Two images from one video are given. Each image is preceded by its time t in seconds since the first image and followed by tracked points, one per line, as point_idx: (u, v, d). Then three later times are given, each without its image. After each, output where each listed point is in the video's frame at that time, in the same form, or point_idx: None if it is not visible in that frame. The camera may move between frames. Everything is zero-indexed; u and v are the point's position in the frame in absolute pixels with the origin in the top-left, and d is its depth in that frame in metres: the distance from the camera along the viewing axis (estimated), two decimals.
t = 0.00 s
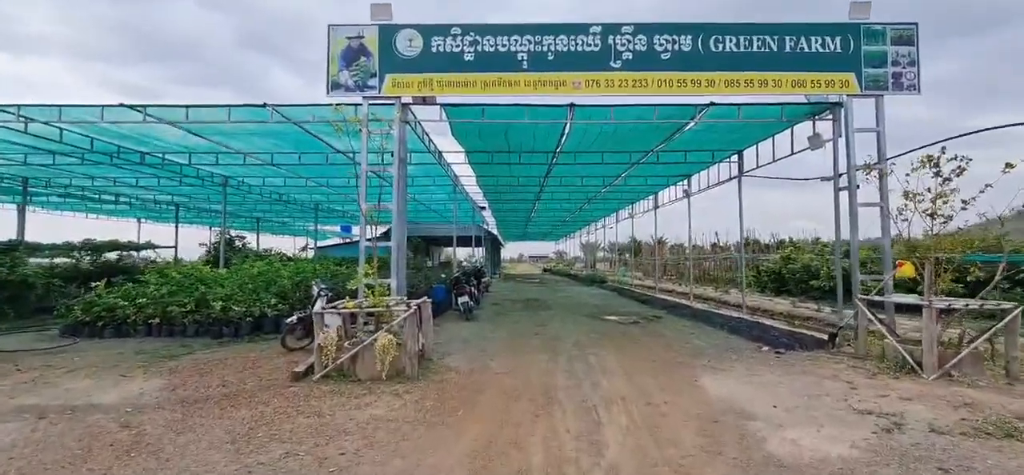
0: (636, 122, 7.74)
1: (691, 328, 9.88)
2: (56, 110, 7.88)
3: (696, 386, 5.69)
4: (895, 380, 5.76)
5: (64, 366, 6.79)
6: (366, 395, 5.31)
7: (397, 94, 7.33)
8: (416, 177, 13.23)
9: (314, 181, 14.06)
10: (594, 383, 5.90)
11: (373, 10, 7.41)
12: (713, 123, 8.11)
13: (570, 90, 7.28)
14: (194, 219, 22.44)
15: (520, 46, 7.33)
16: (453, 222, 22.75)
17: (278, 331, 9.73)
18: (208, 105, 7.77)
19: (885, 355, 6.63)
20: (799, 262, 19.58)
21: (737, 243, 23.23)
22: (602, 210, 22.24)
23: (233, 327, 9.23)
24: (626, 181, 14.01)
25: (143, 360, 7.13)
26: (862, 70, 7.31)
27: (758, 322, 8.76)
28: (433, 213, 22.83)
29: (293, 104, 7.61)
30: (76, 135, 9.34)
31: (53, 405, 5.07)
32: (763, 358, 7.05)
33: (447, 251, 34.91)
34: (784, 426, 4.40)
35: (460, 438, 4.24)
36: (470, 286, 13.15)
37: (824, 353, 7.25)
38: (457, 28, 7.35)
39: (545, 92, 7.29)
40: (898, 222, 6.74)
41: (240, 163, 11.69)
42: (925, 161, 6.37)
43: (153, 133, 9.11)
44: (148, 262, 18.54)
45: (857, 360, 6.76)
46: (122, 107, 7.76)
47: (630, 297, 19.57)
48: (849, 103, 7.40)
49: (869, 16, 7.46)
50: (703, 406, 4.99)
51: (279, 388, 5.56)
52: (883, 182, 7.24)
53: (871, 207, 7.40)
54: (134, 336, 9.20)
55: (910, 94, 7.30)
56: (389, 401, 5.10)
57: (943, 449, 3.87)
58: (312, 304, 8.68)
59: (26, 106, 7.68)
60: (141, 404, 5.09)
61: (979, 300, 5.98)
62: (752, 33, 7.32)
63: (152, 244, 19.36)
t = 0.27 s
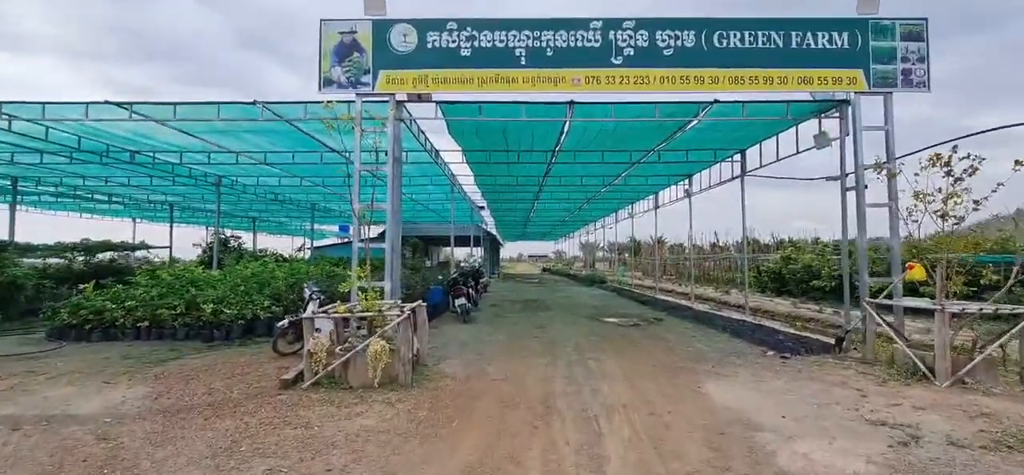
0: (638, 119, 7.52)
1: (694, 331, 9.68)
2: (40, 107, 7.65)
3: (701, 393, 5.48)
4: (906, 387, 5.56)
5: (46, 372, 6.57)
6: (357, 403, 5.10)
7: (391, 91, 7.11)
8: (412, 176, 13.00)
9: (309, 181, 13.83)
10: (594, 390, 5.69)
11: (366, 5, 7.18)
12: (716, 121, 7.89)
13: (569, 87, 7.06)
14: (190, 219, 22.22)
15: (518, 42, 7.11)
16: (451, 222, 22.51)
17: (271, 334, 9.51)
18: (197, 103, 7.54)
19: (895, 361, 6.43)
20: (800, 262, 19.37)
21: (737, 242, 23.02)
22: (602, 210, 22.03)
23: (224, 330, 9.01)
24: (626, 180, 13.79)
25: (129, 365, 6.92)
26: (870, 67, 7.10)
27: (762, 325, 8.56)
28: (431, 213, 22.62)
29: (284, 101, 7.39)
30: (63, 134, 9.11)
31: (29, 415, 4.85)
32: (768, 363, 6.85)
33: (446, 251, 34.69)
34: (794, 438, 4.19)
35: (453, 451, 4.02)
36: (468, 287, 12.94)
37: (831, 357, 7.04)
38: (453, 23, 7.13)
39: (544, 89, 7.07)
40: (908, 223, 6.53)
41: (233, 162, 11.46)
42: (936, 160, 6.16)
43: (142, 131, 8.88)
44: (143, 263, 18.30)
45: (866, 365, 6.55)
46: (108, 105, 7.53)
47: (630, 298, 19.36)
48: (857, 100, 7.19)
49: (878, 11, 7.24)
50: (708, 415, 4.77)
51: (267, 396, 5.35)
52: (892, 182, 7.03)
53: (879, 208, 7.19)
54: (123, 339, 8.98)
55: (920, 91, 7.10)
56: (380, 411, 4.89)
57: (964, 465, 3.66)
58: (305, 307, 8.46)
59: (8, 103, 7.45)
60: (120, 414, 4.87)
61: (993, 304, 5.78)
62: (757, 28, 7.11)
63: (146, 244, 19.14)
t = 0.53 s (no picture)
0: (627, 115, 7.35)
1: (681, 331, 9.57)
2: None
3: (691, 395, 5.32)
4: (898, 388, 5.47)
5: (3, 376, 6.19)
6: (334, 409, 4.85)
7: (372, 83, 6.85)
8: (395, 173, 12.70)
9: (289, 177, 13.46)
10: (583, 392, 5.51)
11: None
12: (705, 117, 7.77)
13: (557, 81, 6.86)
14: (166, 217, 21.60)
15: (505, 34, 6.89)
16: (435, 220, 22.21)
17: (247, 335, 9.17)
18: (167, 93, 7.19)
19: (885, 361, 6.36)
20: (784, 261, 19.47)
21: (722, 242, 23.09)
22: (589, 209, 21.92)
23: (198, 332, 8.67)
24: (613, 178, 13.66)
25: (94, 369, 6.56)
26: (860, 63, 7.02)
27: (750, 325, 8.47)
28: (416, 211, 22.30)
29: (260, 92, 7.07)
30: (26, 125, 8.67)
31: None
32: (758, 363, 6.74)
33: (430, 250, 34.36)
34: (789, 442, 4.04)
35: (435, 459, 3.80)
36: (452, 286, 12.69)
37: (820, 358, 6.95)
38: (437, 13, 6.88)
39: (531, 83, 6.87)
40: (899, 221, 6.47)
41: (208, 156, 11.05)
42: (930, 157, 6.11)
43: (111, 123, 8.48)
44: (116, 261, 17.72)
45: (856, 365, 6.47)
46: (72, 95, 7.14)
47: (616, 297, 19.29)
48: (846, 97, 7.11)
49: (868, 8, 7.17)
50: (700, 419, 4.61)
51: (239, 402, 5.06)
52: (881, 180, 6.97)
53: (868, 206, 7.12)
54: (90, 341, 8.59)
55: (909, 89, 7.05)
56: (359, 416, 4.65)
57: (964, 470, 3.55)
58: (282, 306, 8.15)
59: None
60: (79, 422, 4.56)
61: (984, 303, 5.73)
62: (747, 23, 6.98)
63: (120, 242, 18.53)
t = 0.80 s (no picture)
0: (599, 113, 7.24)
1: (650, 331, 9.56)
2: None
3: (665, 398, 5.23)
4: (864, 387, 5.53)
5: None
6: (292, 420, 4.54)
7: (335, 75, 6.52)
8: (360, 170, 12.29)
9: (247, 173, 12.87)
10: (554, 396, 5.35)
11: None
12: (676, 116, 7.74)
13: (528, 77, 6.69)
14: (114, 214, 20.45)
15: (474, 27, 6.68)
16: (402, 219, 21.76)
17: (200, 340, 8.69)
18: (110, 81, 6.67)
19: (849, 360, 6.45)
20: (746, 261, 19.90)
21: (686, 242, 23.47)
22: (557, 208, 21.91)
23: (145, 337, 8.15)
24: (582, 177, 13.61)
25: (24, 379, 6.02)
26: (826, 66, 7.11)
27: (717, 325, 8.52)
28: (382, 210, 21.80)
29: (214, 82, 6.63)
30: None
31: None
32: (727, 364, 6.74)
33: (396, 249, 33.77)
34: (764, 446, 3.98)
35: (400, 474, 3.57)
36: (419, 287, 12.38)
37: (787, 357, 7.01)
38: (404, 3, 6.61)
39: (501, 78, 6.68)
40: (863, 222, 6.57)
41: (158, 150, 10.41)
42: (893, 160, 6.22)
43: (47, 112, 7.84)
44: (57, 260, 16.62)
45: (822, 364, 6.54)
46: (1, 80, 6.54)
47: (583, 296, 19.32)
48: (813, 99, 7.19)
49: (833, 11, 7.27)
50: (675, 423, 4.52)
51: (187, 414, 4.70)
52: (845, 181, 7.09)
53: (833, 207, 7.23)
54: (24, 348, 7.99)
55: (872, 92, 7.19)
56: (318, 428, 4.36)
57: (936, 471, 3.55)
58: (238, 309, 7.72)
59: None
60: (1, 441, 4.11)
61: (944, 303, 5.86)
62: (717, 23, 6.97)
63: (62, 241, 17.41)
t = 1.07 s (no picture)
0: (571, 106, 7.13)
1: (620, 327, 9.57)
2: None
3: (637, 396, 5.18)
4: (829, 382, 5.62)
5: None
6: (249, 426, 4.27)
7: (296, 62, 6.19)
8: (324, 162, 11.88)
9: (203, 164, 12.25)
10: (526, 396, 5.22)
11: None
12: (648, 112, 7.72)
13: (499, 69, 6.51)
14: (58, 206, 19.27)
15: (444, 15, 6.45)
16: (368, 214, 21.27)
17: (151, 340, 8.27)
18: (46, 62, 6.14)
19: (814, 355, 6.55)
20: (710, 257, 20.31)
21: (652, 238, 23.79)
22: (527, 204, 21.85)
23: (89, 338, 7.64)
24: (552, 173, 13.54)
25: None
26: (793, 65, 7.19)
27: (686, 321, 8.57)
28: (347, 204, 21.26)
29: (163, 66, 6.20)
30: None
31: None
32: (697, 360, 6.76)
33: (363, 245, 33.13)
34: (738, 444, 3.96)
35: None
36: (386, 284, 12.08)
37: (754, 352, 7.10)
38: None
39: (471, 69, 6.48)
40: (828, 219, 6.68)
41: (104, 139, 9.75)
42: (857, 157, 6.34)
43: None
44: None
45: (788, 359, 6.64)
46: None
47: (552, 292, 19.32)
48: (781, 97, 7.26)
49: (801, 10, 7.35)
50: (648, 423, 4.46)
51: (133, 422, 4.36)
52: (811, 178, 7.21)
53: (799, 204, 7.34)
54: None
55: (836, 91, 7.31)
56: (277, 434, 4.11)
57: (904, 466, 3.58)
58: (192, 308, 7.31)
59: None
60: None
61: (905, 298, 6.00)
62: (689, 19, 6.95)
63: None
